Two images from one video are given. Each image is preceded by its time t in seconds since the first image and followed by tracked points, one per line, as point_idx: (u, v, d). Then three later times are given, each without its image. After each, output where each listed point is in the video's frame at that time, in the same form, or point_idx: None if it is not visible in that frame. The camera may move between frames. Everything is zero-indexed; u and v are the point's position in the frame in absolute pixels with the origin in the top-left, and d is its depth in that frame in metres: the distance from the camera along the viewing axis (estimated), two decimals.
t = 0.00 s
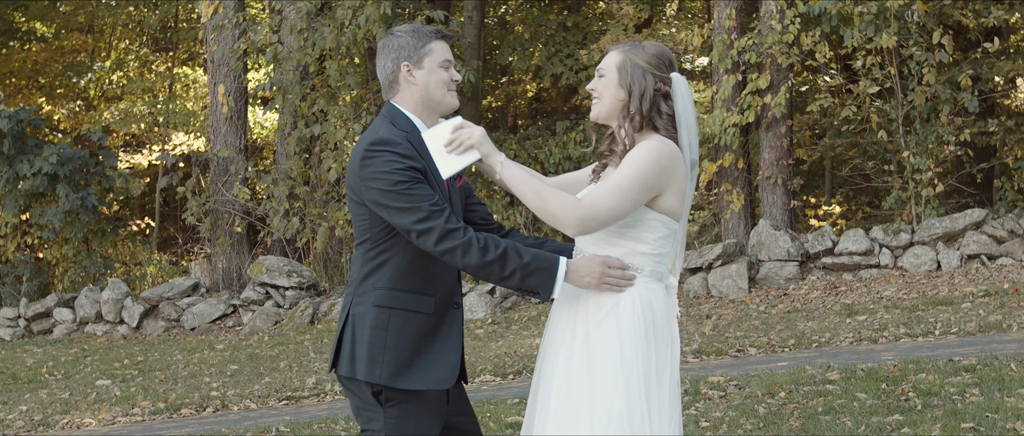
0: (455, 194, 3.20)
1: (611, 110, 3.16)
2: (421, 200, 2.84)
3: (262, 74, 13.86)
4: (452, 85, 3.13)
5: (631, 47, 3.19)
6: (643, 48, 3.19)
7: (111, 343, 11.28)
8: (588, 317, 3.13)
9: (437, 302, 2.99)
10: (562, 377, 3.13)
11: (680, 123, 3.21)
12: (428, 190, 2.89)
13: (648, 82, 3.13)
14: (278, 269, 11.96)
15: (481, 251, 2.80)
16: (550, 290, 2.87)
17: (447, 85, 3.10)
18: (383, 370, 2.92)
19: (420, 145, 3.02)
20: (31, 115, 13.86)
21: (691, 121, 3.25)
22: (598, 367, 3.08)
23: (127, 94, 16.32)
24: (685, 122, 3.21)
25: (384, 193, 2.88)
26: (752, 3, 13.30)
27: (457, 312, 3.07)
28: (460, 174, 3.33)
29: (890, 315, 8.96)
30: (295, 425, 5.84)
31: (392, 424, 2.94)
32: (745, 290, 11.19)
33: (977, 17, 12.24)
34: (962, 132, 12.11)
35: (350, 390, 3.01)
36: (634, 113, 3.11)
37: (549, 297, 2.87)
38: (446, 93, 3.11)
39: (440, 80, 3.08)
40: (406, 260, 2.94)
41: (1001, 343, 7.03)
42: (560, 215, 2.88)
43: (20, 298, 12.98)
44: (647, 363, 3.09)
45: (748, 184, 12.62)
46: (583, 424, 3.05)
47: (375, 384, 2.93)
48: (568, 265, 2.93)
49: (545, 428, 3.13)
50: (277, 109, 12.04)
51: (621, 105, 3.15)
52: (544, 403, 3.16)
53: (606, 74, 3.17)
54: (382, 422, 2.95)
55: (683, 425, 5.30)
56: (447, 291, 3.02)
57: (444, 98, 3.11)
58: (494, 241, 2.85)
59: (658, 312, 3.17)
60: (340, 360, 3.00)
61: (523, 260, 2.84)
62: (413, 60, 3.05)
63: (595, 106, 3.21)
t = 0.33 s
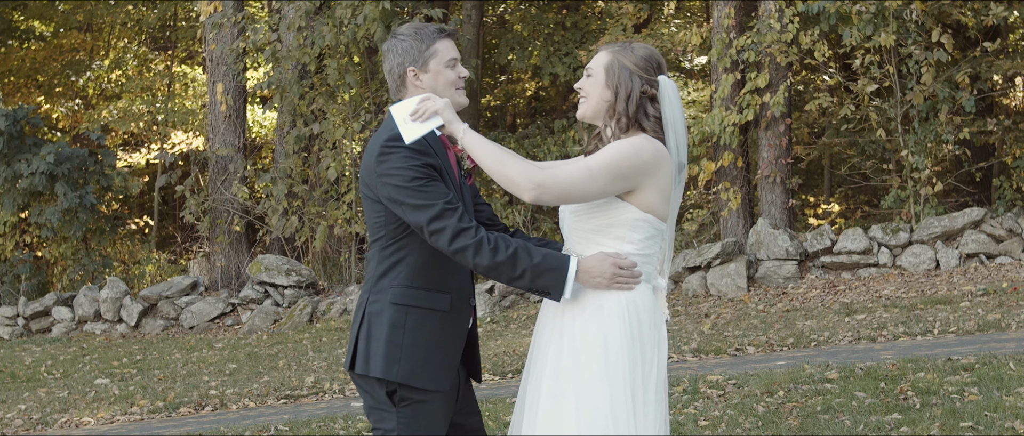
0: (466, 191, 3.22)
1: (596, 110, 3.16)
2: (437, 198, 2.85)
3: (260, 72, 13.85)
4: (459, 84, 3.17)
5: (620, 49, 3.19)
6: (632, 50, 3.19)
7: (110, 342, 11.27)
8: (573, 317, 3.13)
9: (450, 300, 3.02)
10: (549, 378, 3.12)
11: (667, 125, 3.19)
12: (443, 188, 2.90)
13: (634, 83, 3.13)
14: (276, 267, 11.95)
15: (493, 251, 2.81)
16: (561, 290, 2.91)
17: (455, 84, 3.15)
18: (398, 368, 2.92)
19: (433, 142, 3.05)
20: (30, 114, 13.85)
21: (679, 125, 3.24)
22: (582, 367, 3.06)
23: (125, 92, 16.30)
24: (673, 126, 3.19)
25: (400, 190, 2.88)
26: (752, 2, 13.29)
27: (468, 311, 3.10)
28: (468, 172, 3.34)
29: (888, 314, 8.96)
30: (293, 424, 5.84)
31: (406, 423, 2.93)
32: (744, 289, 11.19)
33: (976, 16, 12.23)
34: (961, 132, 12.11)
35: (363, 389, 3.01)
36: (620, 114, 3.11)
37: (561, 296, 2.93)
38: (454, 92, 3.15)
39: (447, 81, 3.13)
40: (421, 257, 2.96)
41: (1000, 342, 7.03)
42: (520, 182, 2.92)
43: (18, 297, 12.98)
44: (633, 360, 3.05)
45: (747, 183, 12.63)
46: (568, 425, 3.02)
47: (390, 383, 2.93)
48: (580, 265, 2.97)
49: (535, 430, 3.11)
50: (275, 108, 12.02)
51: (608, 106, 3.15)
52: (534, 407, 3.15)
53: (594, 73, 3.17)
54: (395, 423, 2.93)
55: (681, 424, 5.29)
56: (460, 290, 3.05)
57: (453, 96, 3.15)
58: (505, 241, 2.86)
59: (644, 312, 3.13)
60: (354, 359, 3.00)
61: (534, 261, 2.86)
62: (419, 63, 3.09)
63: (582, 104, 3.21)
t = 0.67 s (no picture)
0: (477, 189, 3.22)
1: (580, 111, 3.16)
2: (442, 196, 2.86)
3: (259, 72, 13.83)
4: (467, 84, 3.16)
5: (609, 51, 3.18)
6: (620, 53, 3.18)
7: (109, 341, 11.27)
8: (558, 318, 3.11)
9: (463, 297, 3.02)
10: (533, 378, 3.11)
11: (651, 129, 3.16)
12: (450, 186, 2.91)
13: (618, 86, 3.11)
14: (275, 267, 11.94)
15: (494, 250, 2.81)
16: (563, 288, 2.93)
17: (461, 84, 3.14)
18: (411, 367, 2.93)
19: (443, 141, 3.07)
20: (29, 113, 13.87)
21: (666, 130, 3.21)
22: (566, 368, 3.05)
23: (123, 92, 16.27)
24: (658, 130, 3.17)
25: (406, 189, 2.90)
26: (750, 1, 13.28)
27: (483, 308, 3.11)
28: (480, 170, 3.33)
29: (887, 314, 8.96)
30: (292, 423, 5.83)
31: (420, 422, 2.94)
32: (743, 289, 11.19)
33: (975, 16, 12.23)
34: (960, 131, 12.11)
35: (377, 388, 3.03)
36: (602, 118, 3.11)
37: (562, 295, 2.94)
38: (461, 91, 3.15)
39: (453, 82, 3.12)
40: (432, 256, 2.97)
41: (999, 342, 7.03)
42: (487, 154, 2.94)
43: (17, 296, 12.96)
44: (617, 362, 3.04)
45: (745, 182, 12.62)
46: (550, 426, 3.02)
47: (403, 381, 2.95)
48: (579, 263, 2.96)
49: (521, 430, 3.11)
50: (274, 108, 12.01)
51: (591, 107, 3.15)
52: (519, 406, 3.16)
53: (580, 74, 3.17)
54: (409, 421, 2.94)
55: (680, 423, 5.29)
56: (473, 288, 3.05)
57: (459, 96, 3.16)
58: (506, 240, 2.85)
59: (629, 313, 3.09)
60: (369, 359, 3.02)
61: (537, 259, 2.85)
62: (425, 66, 3.10)
63: (568, 104, 3.22)
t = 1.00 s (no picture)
0: (486, 188, 3.21)
1: (563, 112, 3.16)
2: (435, 193, 2.88)
3: (258, 72, 13.82)
4: (473, 84, 3.15)
5: (593, 52, 3.17)
6: (605, 54, 3.17)
7: (108, 342, 11.26)
8: (544, 318, 3.09)
9: (466, 293, 3.02)
10: (520, 378, 3.11)
11: (631, 130, 3.15)
12: (445, 183, 2.92)
13: (600, 87, 3.11)
14: (274, 267, 11.93)
15: (482, 248, 2.80)
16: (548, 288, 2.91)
17: (467, 85, 3.13)
18: (416, 361, 2.96)
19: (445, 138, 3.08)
20: (28, 113, 13.87)
21: (649, 131, 3.19)
22: (552, 369, 3.04)
23: (121, 92, 16.24)
24: (639, 132, 3.16)
25: (402, 187, 2.93)
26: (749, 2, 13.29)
27: (488, 303, 3.09)
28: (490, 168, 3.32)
29: (885, 314, 8.97)
30: (290, 424, 5.83)
31: (429, 413, 2.95)
32: (742, 289, 11.20)
33: (974, 17, 12.22)
34: (958, 131, 12.12)
35: (389, 383, 3.06)
36: (582, 119, 3.11)
37: (550, 294, 2.92)
38: (467, 93, 3.15)
39: (459, 83, 3.12)
40: (432, 252, 2.97)
41: (997, 342, 7.04)
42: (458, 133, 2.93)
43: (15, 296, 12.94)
44: (604, 367, 3.03)
45: (744, 183, 12.62)
46: (537, 427, 3.02)
47: (409, 375, 2.98)
48: (567, 262, 2.94)
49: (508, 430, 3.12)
50: (273, 108, 12.00)
51: (572, 108, 3.14)
52: (508, 405, 3.15)
53: (564, 74, 3.17)
54: (417, 413, 2.96)
55: (679, 423, 5.29)
56: (478, 283, 3.04)
57: (465, 96, 3.16)
58: (496, 238, 2.83)
59: (616, 312, 3.06)
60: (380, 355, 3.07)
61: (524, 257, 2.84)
62: (430, 67, 3.10)
63: (552, 104, 3.22)
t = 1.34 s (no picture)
0: (490, 189, 3.21)
1: (548, 112, 3.16)
2: (426, 196, 2.88)
3: (257, 72, 13.83)
4: (477, 87, 3.15)
5: (579, 52, 3.17)
6: (591, 54, 3.17)
7: (105, 342, 11.25)
8: (529, 318, 3.08)
9: (464, 292, 3.01)
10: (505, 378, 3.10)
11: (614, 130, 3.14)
12: (437, 185, 2.92)
13: (583, 86, 3.11)
14: (272, 268, 11.93)
15: (470, 250, 2.80)
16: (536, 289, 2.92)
17: (471, 88, 3.13)
18: (414, 360, 2.96)
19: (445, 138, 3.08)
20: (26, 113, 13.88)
21: (633, 130, 3.18)
22: (536, 368, 3.03)
23: (120, 93, 16.23)
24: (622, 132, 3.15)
25: (395, 188, 2.94)
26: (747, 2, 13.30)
27: (488, 301, 3.09)
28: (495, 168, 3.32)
29: (883, 315, 8.97)
30: (288, 425, 5.83)
31: (427, 411, 2.96)
32: (740, 290, 11.20)
33: (971, 17, 12.22)
34: (956, 132, 12.13)
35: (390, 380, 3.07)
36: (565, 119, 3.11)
37: (539, 294, 2.93)
38: (471, 95, 3.15)
39: (463, 85, 3.12)
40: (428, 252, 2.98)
41: (995, 343, 7.05)
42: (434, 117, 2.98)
43: (13, 297, 12.92)
44: (587, 372, 3.01)
45: (742, 184, 12.62)
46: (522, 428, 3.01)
47: (407, 373, 2.98)
48: (554, 261, 2.94)
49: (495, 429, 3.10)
50: (271, 108, 11.99)
51: (556, 107, 3.14)
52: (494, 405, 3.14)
53: (549, 74, 3.17)
54: (416, 409, 2.97)
55: (677, 424, 5.29)
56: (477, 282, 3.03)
57: (468, 99, 3.16)
58: (483, 240, 2.83)
59: (601, 311, 3.05)
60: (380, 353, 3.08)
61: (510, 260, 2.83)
62: (435, 67, 3.10)
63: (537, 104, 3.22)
